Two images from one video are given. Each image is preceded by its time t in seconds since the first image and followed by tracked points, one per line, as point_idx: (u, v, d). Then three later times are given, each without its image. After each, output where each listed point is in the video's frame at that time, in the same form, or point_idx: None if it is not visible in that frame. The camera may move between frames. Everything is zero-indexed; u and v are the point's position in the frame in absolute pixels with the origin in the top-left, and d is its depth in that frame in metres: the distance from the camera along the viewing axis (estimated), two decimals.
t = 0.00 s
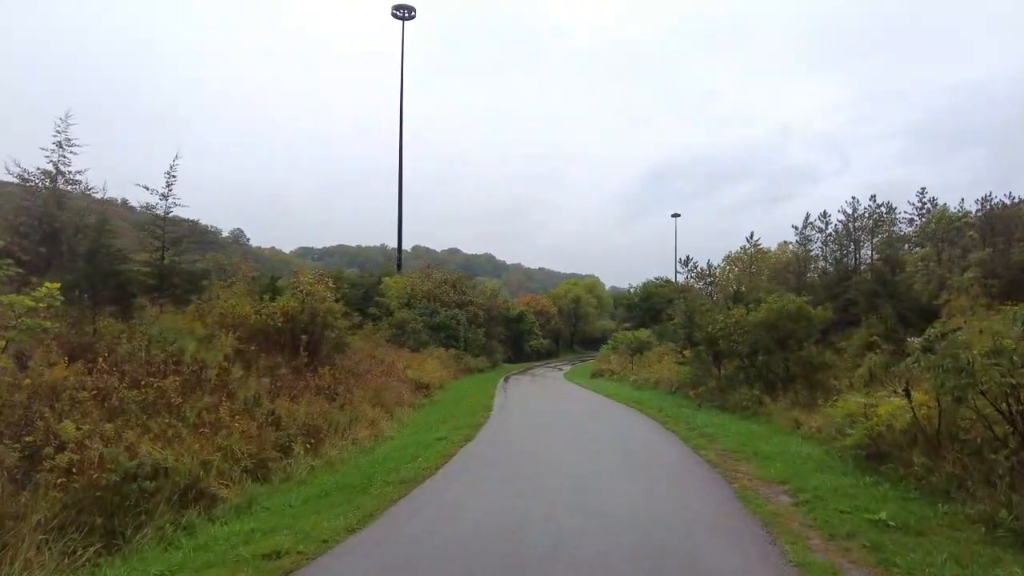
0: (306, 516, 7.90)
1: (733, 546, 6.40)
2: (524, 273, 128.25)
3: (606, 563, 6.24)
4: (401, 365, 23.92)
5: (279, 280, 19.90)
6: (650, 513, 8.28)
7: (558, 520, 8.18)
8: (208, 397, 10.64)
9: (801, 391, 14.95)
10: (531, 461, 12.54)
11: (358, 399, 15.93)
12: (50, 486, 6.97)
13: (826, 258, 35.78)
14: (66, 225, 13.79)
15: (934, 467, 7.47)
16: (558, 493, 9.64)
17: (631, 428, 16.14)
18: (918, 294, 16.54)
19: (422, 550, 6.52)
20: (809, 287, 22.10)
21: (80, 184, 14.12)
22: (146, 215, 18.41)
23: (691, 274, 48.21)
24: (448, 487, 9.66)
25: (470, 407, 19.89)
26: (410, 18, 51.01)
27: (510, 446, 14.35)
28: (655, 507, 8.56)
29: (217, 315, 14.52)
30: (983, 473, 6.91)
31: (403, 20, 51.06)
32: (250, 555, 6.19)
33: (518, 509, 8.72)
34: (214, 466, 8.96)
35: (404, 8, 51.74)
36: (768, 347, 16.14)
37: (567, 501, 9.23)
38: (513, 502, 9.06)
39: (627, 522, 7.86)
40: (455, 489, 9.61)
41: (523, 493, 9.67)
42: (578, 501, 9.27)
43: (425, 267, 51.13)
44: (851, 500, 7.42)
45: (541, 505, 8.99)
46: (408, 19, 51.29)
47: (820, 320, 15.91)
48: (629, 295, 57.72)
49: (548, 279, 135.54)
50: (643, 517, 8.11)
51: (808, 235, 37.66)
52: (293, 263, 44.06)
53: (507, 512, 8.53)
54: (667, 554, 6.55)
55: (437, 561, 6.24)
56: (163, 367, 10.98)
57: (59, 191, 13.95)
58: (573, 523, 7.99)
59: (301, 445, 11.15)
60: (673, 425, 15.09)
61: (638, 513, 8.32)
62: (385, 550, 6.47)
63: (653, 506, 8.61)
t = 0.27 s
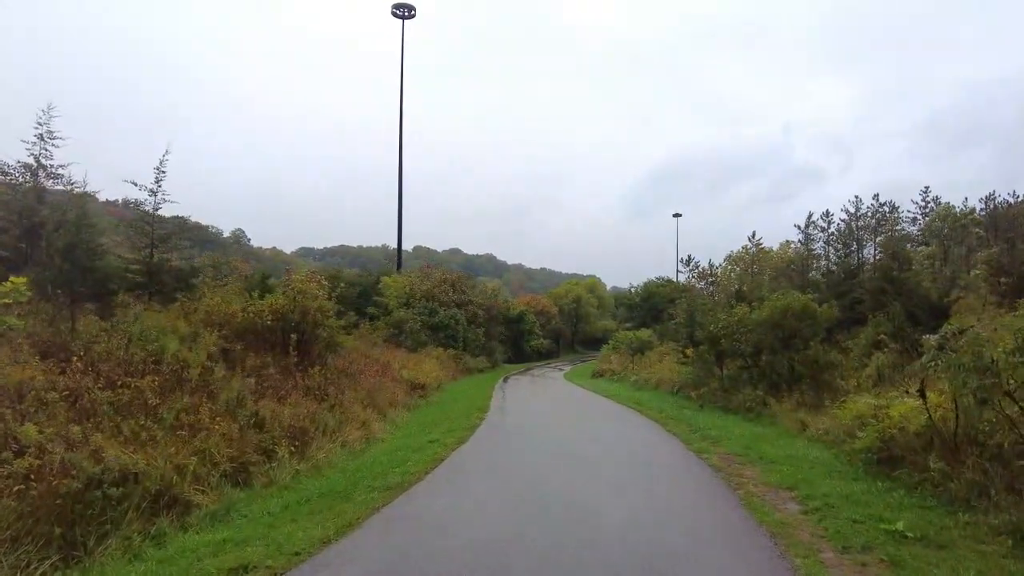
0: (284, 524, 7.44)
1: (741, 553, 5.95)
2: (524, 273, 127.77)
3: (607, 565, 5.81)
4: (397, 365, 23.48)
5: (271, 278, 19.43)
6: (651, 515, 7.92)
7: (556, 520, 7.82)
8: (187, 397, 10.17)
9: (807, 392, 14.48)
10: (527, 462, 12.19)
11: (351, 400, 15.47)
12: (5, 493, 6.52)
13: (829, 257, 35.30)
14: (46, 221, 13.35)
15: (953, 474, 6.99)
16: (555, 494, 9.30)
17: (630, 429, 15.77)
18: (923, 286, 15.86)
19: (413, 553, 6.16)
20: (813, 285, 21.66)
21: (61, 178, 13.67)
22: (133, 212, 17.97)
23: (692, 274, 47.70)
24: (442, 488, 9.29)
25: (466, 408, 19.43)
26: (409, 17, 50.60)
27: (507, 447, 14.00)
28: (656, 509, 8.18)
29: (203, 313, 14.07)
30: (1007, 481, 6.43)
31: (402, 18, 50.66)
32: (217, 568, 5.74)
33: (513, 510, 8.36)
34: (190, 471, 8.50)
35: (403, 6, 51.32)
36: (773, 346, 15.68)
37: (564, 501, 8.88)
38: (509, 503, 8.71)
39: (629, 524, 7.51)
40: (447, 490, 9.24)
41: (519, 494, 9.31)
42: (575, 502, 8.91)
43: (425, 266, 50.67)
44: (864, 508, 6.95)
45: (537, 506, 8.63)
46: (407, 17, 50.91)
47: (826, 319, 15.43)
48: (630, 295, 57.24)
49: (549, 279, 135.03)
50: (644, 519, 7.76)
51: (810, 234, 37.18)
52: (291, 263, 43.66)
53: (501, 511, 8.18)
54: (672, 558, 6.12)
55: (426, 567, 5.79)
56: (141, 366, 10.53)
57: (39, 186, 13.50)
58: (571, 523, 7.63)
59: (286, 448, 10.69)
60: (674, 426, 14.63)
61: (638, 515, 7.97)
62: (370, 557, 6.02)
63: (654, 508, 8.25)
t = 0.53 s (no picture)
0: (263, 538, 7.03)
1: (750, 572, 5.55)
2: (527, 274, 127.32)
3: None
4: (396, 366, 23.07)
5: (265, 277, 19.04)
6: (652, 531, 7.53)
7: (552, 540, 7.44)
8: (170, 402, 9.76)
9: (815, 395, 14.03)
10: (525, 471, 11.83)
11: (344, 404, 15.09)
12: None
13: (834, 257, 34.81)
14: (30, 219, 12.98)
15: (978, 486, 6.54)
16: (552, 509, 8.93)
17: (631, 435, 15.39)
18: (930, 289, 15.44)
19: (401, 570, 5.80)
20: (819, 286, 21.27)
21: (45, 175, 13.31)
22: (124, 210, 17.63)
23: (696, 274, 47.22)
24: (435, 500, 8.91)
25: (465, 410, 19.02)
26: (410, 16, 50.26)
27: (504, 455, 13.63)
28: (657, 524, 7.79)
29: (192, 313, 13.67)
30: None
31: (403, 17, 50.31)
32: None
33: (508, 528, 7.98)
34: (168, 480, 8.08)
35: (405, 5, 50.98)
36: (779, 348, 15.22)
37: (560, 517, 8.51)
38: (503, 521, 8.33)
39: (629, 544, 7.13)
40: (440, 504, 8.87)
41: (515, 510, 8.94)
42: (573, 518, 8.54)
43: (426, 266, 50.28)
44: (881, 523, 6.50)
45: (533, 523, 8.25)
46: (409, 16, 50.59)
47: (834, 320, 14.99)
48: (633, 295, 56.76)
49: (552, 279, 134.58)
50: (645, 536, 7.38)
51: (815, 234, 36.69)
52: (291, 263, 43.32)
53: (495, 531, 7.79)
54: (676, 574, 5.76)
55: None
56: (123, 369, 10.11)
57: (23, 183, 13.14)
58: (568, 543, 7.25)
59: (272, 455, 10.28)
60: (677, 431, 14.18)
61: (638, 532, 7.59)
62: None
63: (654, 523, 7.86)
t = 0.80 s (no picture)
0: (239, 547, 6.58)
1: None
2: (530, 274, 126.84)
3: None
4: (393, 366, 22.62)
5: (258, 273, 18.60)
6: (654, 534, 7.11)
7: (547, 544, 7.02)
8: (149, 401, 9.30)
9: (824, 396, 13.57)
10: (522, 470, 11.43)
11: (335, 404, 14.63)
12: None
13: (839, 256, 34.29)
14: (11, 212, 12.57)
15: (1007, 494, 6.06)
16: (550, 511, 8.52)
17: (632, 434, 14.96)
18: (935, 273, 15.01)
19: None
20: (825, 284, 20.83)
21: (27, 167, 12.89)
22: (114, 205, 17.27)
23: (699, 273, 46.74)
24: (426, 503, 8.49)
25: (463, 411, 18.60)
26: (412, 14, 49.85)
27: (501, 454, 13.22)
28: (659, 527, 7.37)
29: (180, 307, 13.22)
30: None
31: (405, 15, 49.89)
32: None
33: (502, 532, 7.57)
34: (142, 485, 7.62)
35: (407, 4, 50.59)
36: (787, 347, 14.74)
37: (558, 519, 8.10)
38: (498, 523, 7.92)
39: (629, 547, 6.71)
40: (432, 506, 8.45)
41: (511, 511, 8.53)
42: (571, 520, 8.12)
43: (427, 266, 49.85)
44: (902, 533, 6.03)
45: (530, 525, 7.84)
46: (411, 14, 50.13)
47: (844, 318, 14.51)
48: (636, 295, 56.27)
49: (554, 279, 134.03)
50: (646, 539, 6.96)
51: (820, 232, 36.18)
52: (291, 262, 42.92)
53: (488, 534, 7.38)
54: None
55: None
56: (101, 367, 9.66)
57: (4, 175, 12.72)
58: (564, 546, 6.83)
59: (257, 457, 9.85)
60: (680, 432, 13.70)
61: (640, 533, 7.17)
62: None
63: (656, 526, 7.44)
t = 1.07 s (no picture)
0: (210, 566, 6.13)
1: None
2: (531, 274, 126.40)
3: None
4: (390, 367, 22.16)
5: (251, 271, 18.12)
6: (657, 538, 6.70)
7: (544, 550, 6.63)
8: (126, 406, 8.85)
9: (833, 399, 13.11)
10: (519, 474, 11.04)
11: (325, 409, 14.18)
12: None
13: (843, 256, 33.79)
14: None
15: None
16: (548, 515, 8.12)
17: (633, 437, 14.56)
18: (946, 273, 14.54)
19: None
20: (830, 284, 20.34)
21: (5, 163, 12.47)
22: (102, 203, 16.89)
23: (701, 273, 46.29)
24: (417, 512, 8.08)
25: (460, 413, 18.17)
26: (412, 13, 49.48)
27: (498, 456, 12.83)
28: (661, 531, 6.96)
29: (166, 306, 12.75)
30: None
31: (405, 13, 49.51)
32: None
33: (498, 538, 7.17)
34: (111, 498, 7.15)
35: (407, 3, 50.23)
36: (793, 348, 14.26)
37: (556, 524, 7.70)
38: (493, 529, 7.53)
39: (630, 552, 6.31)
40: (423, 514, 8.05)
41: (506, 516, 8.13)
42: (570, 524, 7.72)
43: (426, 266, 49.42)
44: (925, 552, 5.57)
45: (526, 530, 7.44)
46: (410, 12, 49.66)
47: (853, 319, 14.05)
48: (637, 295, 55.82)
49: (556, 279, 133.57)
50: (649, 543, 6.56)
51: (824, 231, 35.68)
52: (289, 262, 42.54)
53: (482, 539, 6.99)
54: None
55: None
56: (76, 371, 9.20)
57: None
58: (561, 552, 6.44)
59: (241, 466, 9.41)
60: (684, 437, 13.22)
61: (641, 537, 6.78)
62: None
63: (659, 530, 7.03)
